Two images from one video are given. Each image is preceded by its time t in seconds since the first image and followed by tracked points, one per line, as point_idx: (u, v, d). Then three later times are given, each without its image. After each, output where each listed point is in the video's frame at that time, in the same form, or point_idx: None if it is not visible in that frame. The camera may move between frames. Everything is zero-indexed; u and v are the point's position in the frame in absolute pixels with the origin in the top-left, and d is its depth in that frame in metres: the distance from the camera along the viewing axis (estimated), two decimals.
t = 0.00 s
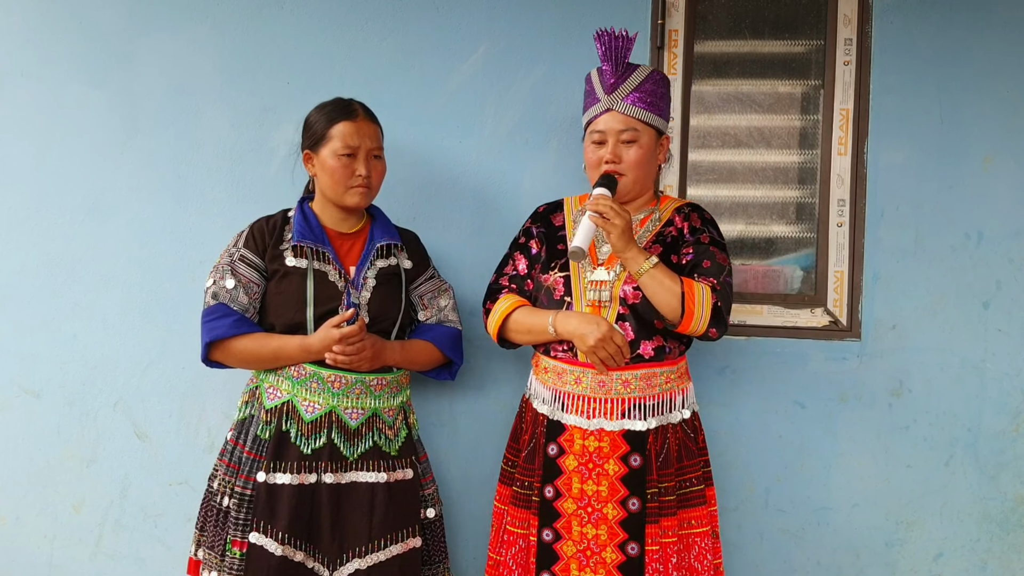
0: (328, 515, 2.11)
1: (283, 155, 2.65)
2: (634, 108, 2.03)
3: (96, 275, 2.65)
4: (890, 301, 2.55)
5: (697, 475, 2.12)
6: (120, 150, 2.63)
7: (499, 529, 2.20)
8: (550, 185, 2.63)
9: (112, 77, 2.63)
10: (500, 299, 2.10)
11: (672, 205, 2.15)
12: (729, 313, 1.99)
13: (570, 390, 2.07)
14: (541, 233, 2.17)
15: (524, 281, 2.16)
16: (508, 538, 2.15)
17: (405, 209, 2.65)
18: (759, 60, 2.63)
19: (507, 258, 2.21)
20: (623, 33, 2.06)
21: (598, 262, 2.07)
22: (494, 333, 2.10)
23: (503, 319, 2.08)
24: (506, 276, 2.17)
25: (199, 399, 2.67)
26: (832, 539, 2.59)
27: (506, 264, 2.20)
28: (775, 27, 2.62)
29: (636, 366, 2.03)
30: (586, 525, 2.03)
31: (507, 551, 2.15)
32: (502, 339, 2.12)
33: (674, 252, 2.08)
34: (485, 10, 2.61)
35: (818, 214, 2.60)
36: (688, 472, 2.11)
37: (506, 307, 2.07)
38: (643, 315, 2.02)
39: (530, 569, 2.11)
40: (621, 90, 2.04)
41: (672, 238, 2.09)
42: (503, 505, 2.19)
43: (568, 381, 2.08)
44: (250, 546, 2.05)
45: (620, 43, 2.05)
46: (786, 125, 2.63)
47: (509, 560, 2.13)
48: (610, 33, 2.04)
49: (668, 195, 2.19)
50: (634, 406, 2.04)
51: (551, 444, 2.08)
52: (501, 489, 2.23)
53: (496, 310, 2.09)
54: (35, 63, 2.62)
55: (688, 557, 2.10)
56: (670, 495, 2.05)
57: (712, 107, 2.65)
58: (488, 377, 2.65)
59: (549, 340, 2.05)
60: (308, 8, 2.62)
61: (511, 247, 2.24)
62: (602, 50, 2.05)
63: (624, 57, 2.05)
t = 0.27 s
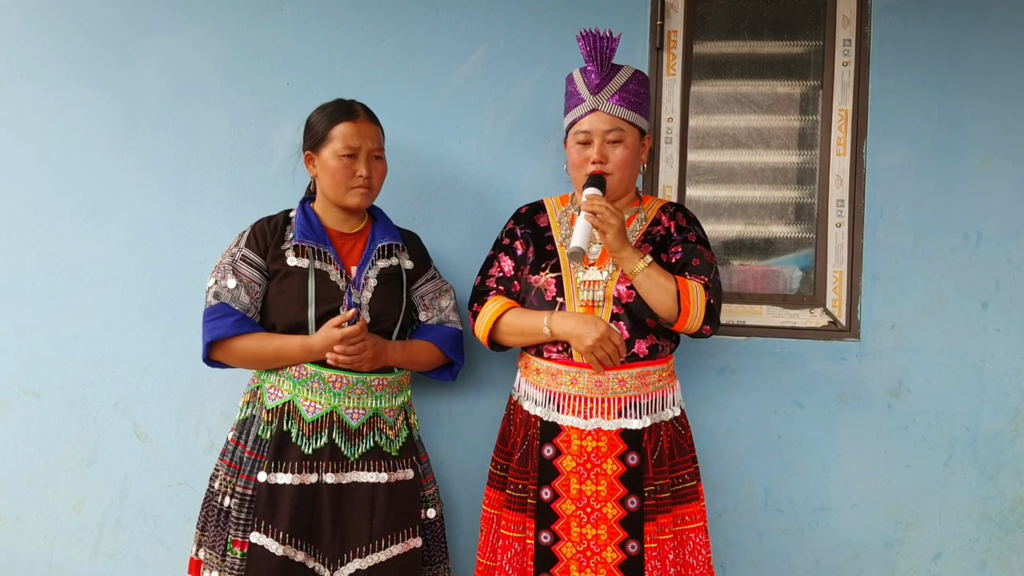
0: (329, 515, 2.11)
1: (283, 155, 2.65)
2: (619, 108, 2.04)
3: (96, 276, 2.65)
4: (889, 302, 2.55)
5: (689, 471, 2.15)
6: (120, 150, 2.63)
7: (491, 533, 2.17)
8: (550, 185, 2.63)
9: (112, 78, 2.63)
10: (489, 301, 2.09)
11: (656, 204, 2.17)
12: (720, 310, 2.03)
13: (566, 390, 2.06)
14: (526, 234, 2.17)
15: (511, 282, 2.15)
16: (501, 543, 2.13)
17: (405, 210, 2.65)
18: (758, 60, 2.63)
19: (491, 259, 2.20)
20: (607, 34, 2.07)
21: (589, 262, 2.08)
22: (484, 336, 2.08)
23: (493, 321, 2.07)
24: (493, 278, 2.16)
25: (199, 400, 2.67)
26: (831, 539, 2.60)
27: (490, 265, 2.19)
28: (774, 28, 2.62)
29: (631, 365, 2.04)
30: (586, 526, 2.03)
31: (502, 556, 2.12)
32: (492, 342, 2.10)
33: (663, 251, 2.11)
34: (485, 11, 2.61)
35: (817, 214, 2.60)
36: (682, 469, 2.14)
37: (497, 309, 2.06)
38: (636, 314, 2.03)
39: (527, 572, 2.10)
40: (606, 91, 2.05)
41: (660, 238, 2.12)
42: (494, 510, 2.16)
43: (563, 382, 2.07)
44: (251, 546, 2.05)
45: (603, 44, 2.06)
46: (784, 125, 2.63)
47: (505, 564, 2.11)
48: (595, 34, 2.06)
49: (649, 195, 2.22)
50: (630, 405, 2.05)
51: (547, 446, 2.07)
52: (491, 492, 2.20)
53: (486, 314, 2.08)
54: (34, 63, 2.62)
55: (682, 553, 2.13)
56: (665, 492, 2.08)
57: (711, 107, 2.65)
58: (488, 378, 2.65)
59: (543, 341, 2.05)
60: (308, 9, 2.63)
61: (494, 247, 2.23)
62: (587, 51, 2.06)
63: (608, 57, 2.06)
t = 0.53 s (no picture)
0: (329, 517, 2.11)
1: (283, 157, 2.65)
2: (608, 110, 2.05)
3: (96, 277, 2.65)
4: (887, 303, 2.56)
5: (682, 470, 2.17)
6: (120, 152, 2.64)
7: (482, 539, 2.17)
8: (549, 186, 2.63)
9: (112, 79, 2.63)
10: (480, 303, 2.08)
11: (643, 205, 2.19)
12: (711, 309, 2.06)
13: (562, 392, 2.06)
14: (515, 236, 2.17)
15: (501, 285, 2.15)
16: (497, 547, 2.13)
17: (405, 211, 2.66)
18: (758, 62, 2.64)
19: (479, 262, 2.19)
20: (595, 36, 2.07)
21: (582, 263, 2.08)
22: (477, 339, 2.08)
23: (486, 324, 2.07)
24: (483, 280, 2.15)
25: (200, 401, 2.67)
26: (830, 540, 2.60)
27: (478, 268, 2.19)
28: (773, 29, 2.63)
29: (626, 365, 2.06)
30: (584, 527, 2.04)
31: (498, 560, 2.12)
32: (486, 344, 2.11)
33: (653, 251, 2.12)
34: (484, 13, 2.62)
35: (816, 216, 2.61)
36: (674, 467, 2.16)
37: (489, 312, 2.06)
38: (630, 315, 2.05)
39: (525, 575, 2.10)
40: (595, 92, 2.05)
41: (650, 238, 2.14)
42: (486, 514, 2.17)
43: (559, 383, 2.07)
44: (251, 548, 2.06)
45: (592, 45, 2.06)
46: (783, 127, 2.64)
47: (501, 568, 2.10)
48: (584, 36, 2.05)
49: (635, 196, 2.24)
50: (625, 405, 2.06)
51: (544, 448, 2.07)
52: (482, 496, 2.19)
53: (478, 317, 2.07)
54: (34, 65, 2.62)
55: (678, 550, 2.15)
56: (661, 491, 2.09)
57: (710, 109, 2.65)
58: (487, 379, 2.66)
59: (538, 343, 2.05)
60: (308, 10, 2.63)
61: (481, 250, 2.22)
62: (576, 53, 2.06)
63: (597, 59, 2.06)
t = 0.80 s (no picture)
0: (328, 518, 2.11)
1: (283, 158, 2.65)
2: (599, 111, 2.05)
3: (96, 278, 2.65)
4: (886, 304, 2.56)
5: (677, 469, 2.18)
6: (119, 153, 2.64)
7: (477, 542, 2.16)
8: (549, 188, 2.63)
9: (111, 80, 2.63)
10: (474, 306, 2.07)
11: (634, 206, 2.19)
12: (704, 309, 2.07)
13: (559, 394, 2.06)
14: (508, 237, 2.15)
15: (494, 286, 2.13)
16: (495, 549, 2.13)
17: (404, 212, 2.66)
18: (757, 63, 2.64)
19: (472, 263, 2.17)
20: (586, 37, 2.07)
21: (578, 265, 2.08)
22: (473, 342, 2.07)
23: (481, 326, 2.05)
24: (476, 282, 2.13)
25: (199, 402, 2.67)
26: (829, 541, 2.60)
27: (471, 269, 2.16)
28: (772, 31, 2.63)
29: (623, 366, 2.06)
30: (583, 528, 2.04)
31: (496, 562, 2.12)
32: (481, 346, 2.09)
33: (646, 252, 2.13)
34: (484, 14, 2.62)
35: (815, 217, 2.61)
36: (670, 467, 2.17)
37: (485, 314, 2.05)
38: (625, 316, 2.06)
39: None
40: (587, 93, 2.05)
41: (644, 239, 2.14)
42: (481, 517, 2.16)
43: (556, 385, 2.06)
44: (250, 549, 2.05)
45: (585, 46, 2.06)
46: (783, 128, 2.64)
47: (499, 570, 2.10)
48: (576, 37, 2.06)
49: (626, 197, 2.24)
50: (622, 406, 2.07)
51: (541, 450, 2.06)
52: (477, 499, 2.19)
53: (473, 319, 2.06)
54: (34, 66, 2.62)
55: (675, 550, 2.15)
56: (656, 489, 2.10)
57: (709, 110, 2.65)
58: (486, 380, 2.65)
59: (534, 345, 2.04)
60: (307, 11, 2.63)
61: (472, 251, 2.20)
62: (568, 53, 2.06)
63: (589, 60, 2.06)
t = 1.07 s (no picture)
0: (328, 519, 2.11)
1: (282, 159, 2.66)
2: (597, 112, 2.05)
3: (95, 279, 2.65)
4: (886, 305, 2.56)
5: (676, 469, 2.19)
6: (119, 154, 2.64)
7: (477, 544, 2.16)
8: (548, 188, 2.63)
9: (111, 81, 2.63)
10: (473, 307, 2.07)
11: (631, 207, 2.19)
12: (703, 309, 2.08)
13: (558, 395, 2.06)
14: (506, 238, 2.15)
15: (493, 288, 2.12)
16: (495, 550, 2.12)
17: (404, 213, 2.66)
18: (756, 64, 2.64)
19: (469, 264, 2.16)
20: (584, 38, 2.07)
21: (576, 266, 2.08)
22: (472, 343, 2.06)
23: (480, 327, 2.05)
24: (474, 284, 2.12)
25: (198, 403, 2.67)
26: (829, 542, 2.60)
27: (469, 270, 2.15)
28: (772, 32, 2.63)
29: (622, 366, 2.07)
30: (584, 529, 2.04)
31: (497, 563, 2.12)
32: (480, 348, 2.09)
33: (644, 253, 2.13)
34: (483, 15, 2.62)
35: (815, 218, 2.61)
36: (669, 466, 2.17)
37: (484, 315, 2.04)
38: (624, 317, 2.06)
39: None
40: (585, 95, 2.05)
41: (641, 240, 2.14)
42: (481, 518, 2.16)
43: (556, 386, 2.06)
44: (249, 550, 2.06)
45: (583, 48, 2.06)
46: (782, 129, 2.64)
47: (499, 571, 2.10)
48: (573, 38, 2.06)
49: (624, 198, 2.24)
50: (622, 406, 2.07)
51: (541, 451, 2.06)
52: (476, 501, 2.18)
53: (472, 320, 2.05)
54: (34, 67, 2.63)
55: (675, 549, 2.16)
56: (656, 489, 2.11)
57: (709, 111, 2.65)
58: (486, 380, 2.66)
59: (534, 346, 2.04)
60: (307, 13, 2.63)
61: (469, 251, 2.19)
62: (565, 55, 2.06)
63: (587, 61, 2.06)
